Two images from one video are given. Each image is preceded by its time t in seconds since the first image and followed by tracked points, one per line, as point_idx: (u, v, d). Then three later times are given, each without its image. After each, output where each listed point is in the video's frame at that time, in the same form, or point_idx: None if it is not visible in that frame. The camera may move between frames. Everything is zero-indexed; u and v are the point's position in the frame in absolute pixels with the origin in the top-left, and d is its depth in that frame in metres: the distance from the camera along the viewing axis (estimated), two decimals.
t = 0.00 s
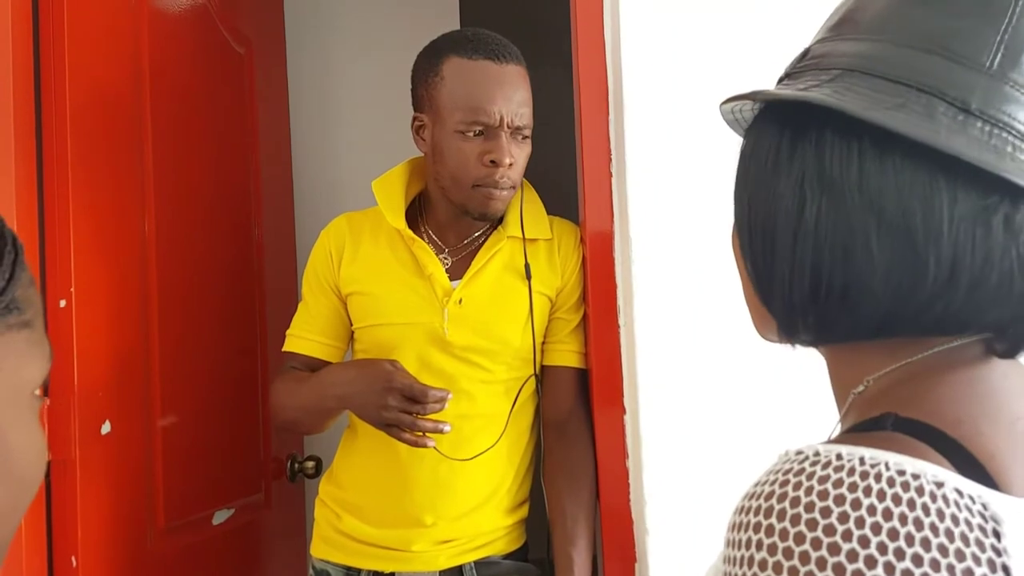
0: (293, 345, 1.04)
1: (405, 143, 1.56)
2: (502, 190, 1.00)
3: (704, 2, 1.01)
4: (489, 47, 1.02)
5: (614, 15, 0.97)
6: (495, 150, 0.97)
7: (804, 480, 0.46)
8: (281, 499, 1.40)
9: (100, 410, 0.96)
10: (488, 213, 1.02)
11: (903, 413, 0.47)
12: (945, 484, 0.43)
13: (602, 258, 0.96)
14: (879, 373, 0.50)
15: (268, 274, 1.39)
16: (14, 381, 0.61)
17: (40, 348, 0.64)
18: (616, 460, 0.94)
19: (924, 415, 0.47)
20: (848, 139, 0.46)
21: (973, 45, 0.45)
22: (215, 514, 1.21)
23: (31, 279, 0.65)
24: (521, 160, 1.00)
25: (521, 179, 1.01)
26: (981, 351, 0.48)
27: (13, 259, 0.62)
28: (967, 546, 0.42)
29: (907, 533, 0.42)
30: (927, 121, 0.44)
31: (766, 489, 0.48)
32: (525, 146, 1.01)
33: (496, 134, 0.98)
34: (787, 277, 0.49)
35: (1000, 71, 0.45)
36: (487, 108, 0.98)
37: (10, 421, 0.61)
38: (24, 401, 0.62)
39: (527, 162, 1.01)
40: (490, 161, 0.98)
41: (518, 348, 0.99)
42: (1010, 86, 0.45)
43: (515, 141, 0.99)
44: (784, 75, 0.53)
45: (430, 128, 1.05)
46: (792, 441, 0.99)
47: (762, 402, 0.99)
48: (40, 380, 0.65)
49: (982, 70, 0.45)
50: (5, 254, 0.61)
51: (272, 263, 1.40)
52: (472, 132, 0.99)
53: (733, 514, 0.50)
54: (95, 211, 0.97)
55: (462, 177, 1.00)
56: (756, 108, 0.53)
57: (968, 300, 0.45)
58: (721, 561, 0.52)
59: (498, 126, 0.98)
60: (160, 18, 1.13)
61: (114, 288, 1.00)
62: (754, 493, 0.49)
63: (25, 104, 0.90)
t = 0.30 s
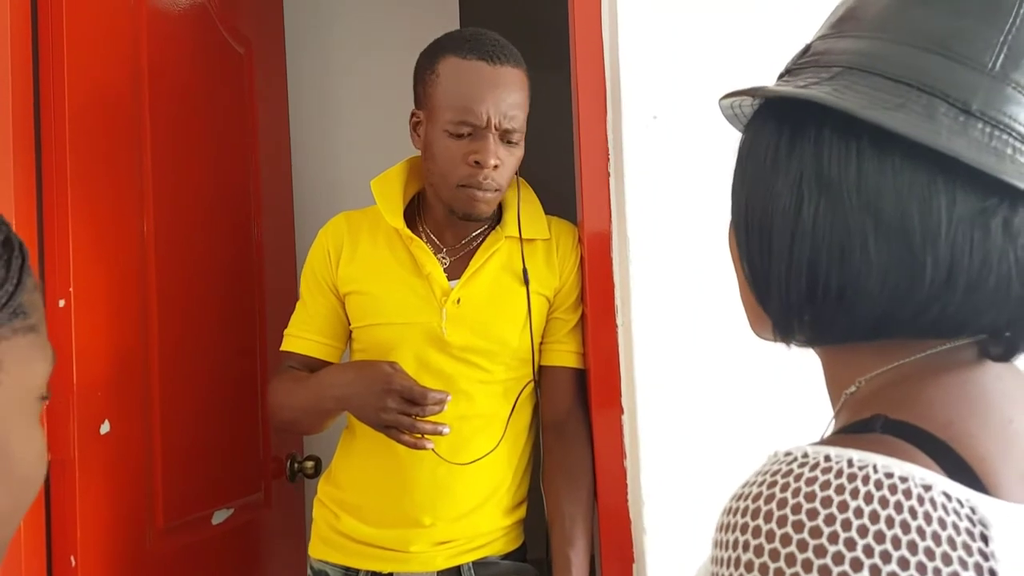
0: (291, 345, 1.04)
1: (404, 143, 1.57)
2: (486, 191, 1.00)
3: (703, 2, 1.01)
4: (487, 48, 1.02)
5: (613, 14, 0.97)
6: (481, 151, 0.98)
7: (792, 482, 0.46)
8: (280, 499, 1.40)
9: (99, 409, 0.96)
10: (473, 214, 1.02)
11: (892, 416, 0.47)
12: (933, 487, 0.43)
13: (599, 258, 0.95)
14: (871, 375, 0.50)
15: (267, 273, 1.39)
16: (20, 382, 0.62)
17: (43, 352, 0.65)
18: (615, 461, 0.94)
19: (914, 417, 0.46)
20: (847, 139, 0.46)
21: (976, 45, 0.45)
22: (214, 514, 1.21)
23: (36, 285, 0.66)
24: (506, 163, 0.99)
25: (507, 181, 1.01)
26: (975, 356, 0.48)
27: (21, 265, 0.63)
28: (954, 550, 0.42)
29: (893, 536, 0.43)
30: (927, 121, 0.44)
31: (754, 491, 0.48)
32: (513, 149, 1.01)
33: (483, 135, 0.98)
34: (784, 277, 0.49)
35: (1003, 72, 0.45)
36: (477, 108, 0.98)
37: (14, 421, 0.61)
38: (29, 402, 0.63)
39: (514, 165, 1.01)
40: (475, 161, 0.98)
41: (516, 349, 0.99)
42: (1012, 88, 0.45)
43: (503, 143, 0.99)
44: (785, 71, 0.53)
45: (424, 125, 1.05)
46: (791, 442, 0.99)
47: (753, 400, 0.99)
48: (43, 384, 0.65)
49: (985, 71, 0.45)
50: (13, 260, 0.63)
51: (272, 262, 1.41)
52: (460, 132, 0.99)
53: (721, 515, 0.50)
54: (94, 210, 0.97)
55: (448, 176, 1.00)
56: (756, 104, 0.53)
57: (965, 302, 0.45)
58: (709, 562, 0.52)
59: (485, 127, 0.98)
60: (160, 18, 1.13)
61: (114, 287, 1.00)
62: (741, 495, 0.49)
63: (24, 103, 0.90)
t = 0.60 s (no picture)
0: (286, 343, 1.04)
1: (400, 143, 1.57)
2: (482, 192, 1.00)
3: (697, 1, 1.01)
4: (477, 48, 1.02)
5: (608, 14, 0.97)
6: (475, 152, 0.98)
7: (776, 482, 0.47)
8: (277, 499, 1.40)
9: (95, 410, 0.96)
10: (470, 214, 1.02)
11: (878, 416, 0.47)
12: (917, 489, 0.43)
13: (595, 259, 0.95)
14: (859, 375, 0.51)
15: (264, 273, 1.39)
16: (19, 385, 0.61)
17: (42, 356, 0.64)
18: (611, 460, 0.94)
19: (900, 418, 0.46)
20: (836, 138, 0.46)
21: (962, 43, 0.45)
22: (210, 515, 1.21)
23: (34, 287, 0.66)
24: (501, 163, 1.00)
25: (502, 181, 1.01)
26: (964, 354, 0.48)
27: (21, 269, 0.63)
28: (937, 552, 0.43)
29: (876, 537, 0.43)
30: (915, 120, 0.44)
31: (738, 490, 0.48)
32: (508, 149, 1.01)
33: (478, 136, 0.98)
34: (773, 278, 0.49)
35: (989, 69, 0.45)
36: (470, 110, 0.98)
37: (13, 425, 0.61)
38: (29, 407, 0.62)
39: (510, 164, 1.01)
40: (470, 162, 0.98)
41: (512, 348, 0.99)
42: (999, 85, 0.45)
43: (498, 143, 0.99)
44: (772, 71, 0.53)
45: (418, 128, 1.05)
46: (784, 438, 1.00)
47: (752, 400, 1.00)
48: (41, 388, 0.64)
49: (971, 69, 0.45)
50: (12, 265, 0.62)
51: (268, 262, 1.40)
52: (455, 134, 0.99)
53: (705, 513, 0.50)
54: (88, 208, 0.96)
55: (444, 178, 1.00)
56: (743, 105, 0.53)
57: (955, 301, 0.45)
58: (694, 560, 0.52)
59: (479, 128, 0.98)
60: (156, 18, 1.13)
61: (110, 287, 1.00)
62: (726, 494, 0.50)
63: (20, 103, 0.90)
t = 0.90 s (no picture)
0: (285, 345, 1.04)
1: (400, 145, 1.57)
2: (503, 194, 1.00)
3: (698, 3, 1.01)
4: (486, 53, 1.02)
5: (608, 17, 0.98)
6: (496, 156, 0.98)
7: (769, 482, 0.47)
8: (277, 501, 1.40)
9: (94, 412, 0.96)
10: (489, 218, 1.02)
11: (873, 417, 0.48)
12: (909, 491, 0.43)
13: (595, 260, 0.96)
14: (855, 377, 0.51)
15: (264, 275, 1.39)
16: (17, 391, 0.61)
17: (42, 361, 0.64)
18: (610, 462, 0.94)
19: (896, 421, 0.47)
20: (842, 138, 0.46)
21: (968, 47, 0.45)
22: (209, 517, 1.21)
23: (34, 293, 0.65)
24: (520, 165, 1.00)
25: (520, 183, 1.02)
26: (960, 357, 0.48)
27: (21, 274, 0.63)
28: (929, 554, 0.43)
29: (868, 539, 0.43)
30: (922, 122, 0.44)
31: (731, 490, 0.48)
32: (524, 151, 1.01)
33: (496, 140, 0.98)
34: (776, 277, 0.49)
35: (995, 73, 0.45)
36: (487, 114, 0.98)
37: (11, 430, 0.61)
38: (28, 412, 0.62)
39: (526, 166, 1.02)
40: (491, 166, 0.98)
41: (512, 350, 0.99)
42: (1005, 90, 0.45)
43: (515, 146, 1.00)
44: (777, 71, 0.53)
45: (428, 134, 1.05)
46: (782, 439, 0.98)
47: (742, 397, 0.98)
48: (41, 392, 0.64)
49: (978, 72, 0.45)
50: (12, 270, 0.62)
51: (268, 263, 1.40)
52: (472, 139, 0.99)
53: (698, 514, 0.50)
54: (90, 212, 0.97)
55: (464, 184, 1.00)
56: (747, 103, 0.53)
57: (958, 303, 0.45)
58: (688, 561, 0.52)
59: (497, 132, 0.98)
60: (157, 21, 1.13)
61: (110, 289, 1.00)
62: (719, 494, 0.50)
63: (21, 105, 0.90)
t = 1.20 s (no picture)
0: (286, 348, 1.04)
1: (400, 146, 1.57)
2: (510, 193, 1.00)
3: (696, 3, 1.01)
4: (494, 52, 1.03)
5: (607, 18, 0.98)
6: (505, 153, 0.98)
7: (771, 482, 0.47)
8: (278, 504, 1.40)
9: (94, 415, 0.96)
10: (494, 218, 1.02)
11: (873, 417, 0.48)
12: (911, 491, 0.43)
13: (595, 261, 0.95)
14: (856, 376, 0.51)
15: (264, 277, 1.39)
16: (22, 393, 0.61)
17: (47, 364, 0.64)
18: (611, 462, 0.94)
19: (897, 421, 0.47)
20: (840, 139, 0.46)
21: (964, 46, 0.45)
22: (210, 519, 1.21)
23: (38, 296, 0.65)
24: (527, 165, 1.00)
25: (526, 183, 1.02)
26: (961, 356, 0.48)
27: (24, 277, 0.63)
28: (931, 554, 0.43)
29: (870, 539, 0.43)
30: (920, 121, 0.44)
31: (732, 490, 0.49)
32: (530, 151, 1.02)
33: (505, 137, 0.99)
34: (776, 279, 0.49)
35: (990, 71, 0.45)
36: (496, 111, 0.98)
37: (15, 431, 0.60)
38: (32, 414, 0.62)
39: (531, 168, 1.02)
40: (501, 164, 0.98)
41: (513, 352, 0.99)
42: (1000, 87, 0.45)
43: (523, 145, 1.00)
44: (772, 72, 0.53)
45: (434, 132, 1.05)
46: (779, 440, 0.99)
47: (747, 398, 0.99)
48: (44, 395, 0.64)
49: (973, 70, 0.45)
50: (17, 273, 0.62)
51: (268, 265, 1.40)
52: (481, 136, 0.99)
53: (700, 514, 0.50)
54: (91, 216, 0.97)
55: (470, 181, 1.00)
56: (744, 105, 0.53)
57: (958, 302, 0.45)
58: (690, 561, 0.52)
59: (507, 129, 0.98)
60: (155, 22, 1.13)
61: (110, 292, 1.00)
62: (720, 494, 0.50)
63: (20, 108, 0.90)
